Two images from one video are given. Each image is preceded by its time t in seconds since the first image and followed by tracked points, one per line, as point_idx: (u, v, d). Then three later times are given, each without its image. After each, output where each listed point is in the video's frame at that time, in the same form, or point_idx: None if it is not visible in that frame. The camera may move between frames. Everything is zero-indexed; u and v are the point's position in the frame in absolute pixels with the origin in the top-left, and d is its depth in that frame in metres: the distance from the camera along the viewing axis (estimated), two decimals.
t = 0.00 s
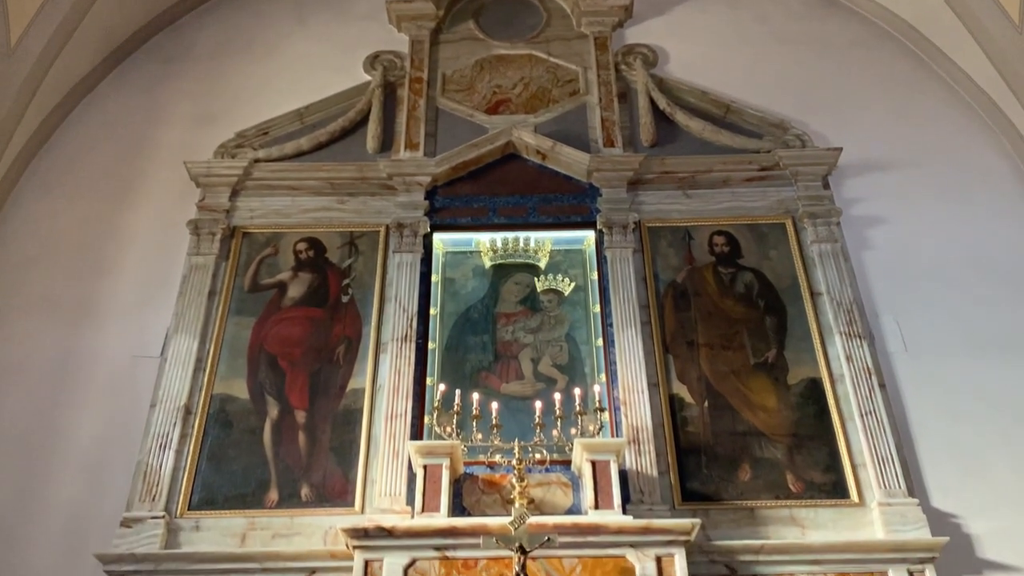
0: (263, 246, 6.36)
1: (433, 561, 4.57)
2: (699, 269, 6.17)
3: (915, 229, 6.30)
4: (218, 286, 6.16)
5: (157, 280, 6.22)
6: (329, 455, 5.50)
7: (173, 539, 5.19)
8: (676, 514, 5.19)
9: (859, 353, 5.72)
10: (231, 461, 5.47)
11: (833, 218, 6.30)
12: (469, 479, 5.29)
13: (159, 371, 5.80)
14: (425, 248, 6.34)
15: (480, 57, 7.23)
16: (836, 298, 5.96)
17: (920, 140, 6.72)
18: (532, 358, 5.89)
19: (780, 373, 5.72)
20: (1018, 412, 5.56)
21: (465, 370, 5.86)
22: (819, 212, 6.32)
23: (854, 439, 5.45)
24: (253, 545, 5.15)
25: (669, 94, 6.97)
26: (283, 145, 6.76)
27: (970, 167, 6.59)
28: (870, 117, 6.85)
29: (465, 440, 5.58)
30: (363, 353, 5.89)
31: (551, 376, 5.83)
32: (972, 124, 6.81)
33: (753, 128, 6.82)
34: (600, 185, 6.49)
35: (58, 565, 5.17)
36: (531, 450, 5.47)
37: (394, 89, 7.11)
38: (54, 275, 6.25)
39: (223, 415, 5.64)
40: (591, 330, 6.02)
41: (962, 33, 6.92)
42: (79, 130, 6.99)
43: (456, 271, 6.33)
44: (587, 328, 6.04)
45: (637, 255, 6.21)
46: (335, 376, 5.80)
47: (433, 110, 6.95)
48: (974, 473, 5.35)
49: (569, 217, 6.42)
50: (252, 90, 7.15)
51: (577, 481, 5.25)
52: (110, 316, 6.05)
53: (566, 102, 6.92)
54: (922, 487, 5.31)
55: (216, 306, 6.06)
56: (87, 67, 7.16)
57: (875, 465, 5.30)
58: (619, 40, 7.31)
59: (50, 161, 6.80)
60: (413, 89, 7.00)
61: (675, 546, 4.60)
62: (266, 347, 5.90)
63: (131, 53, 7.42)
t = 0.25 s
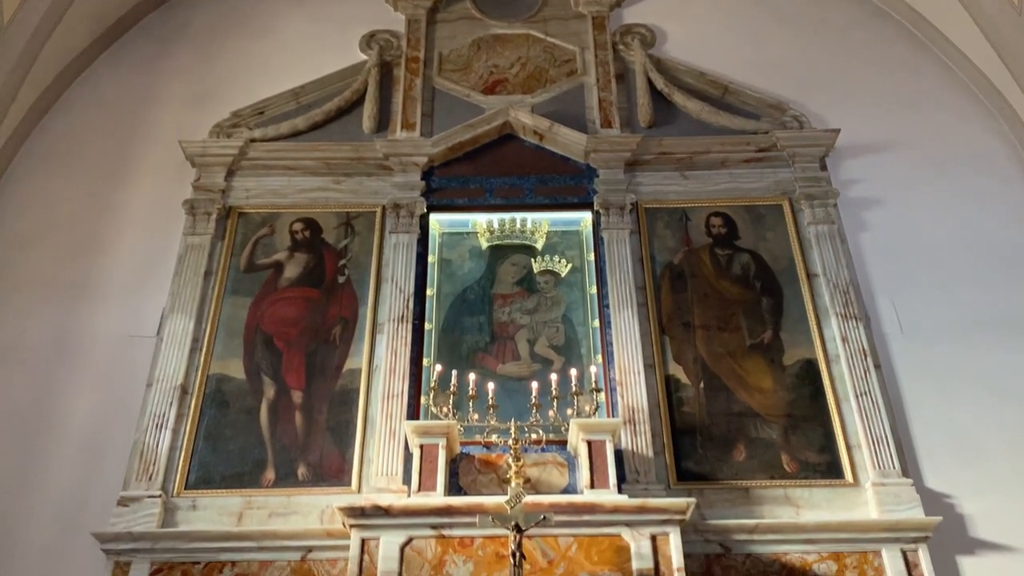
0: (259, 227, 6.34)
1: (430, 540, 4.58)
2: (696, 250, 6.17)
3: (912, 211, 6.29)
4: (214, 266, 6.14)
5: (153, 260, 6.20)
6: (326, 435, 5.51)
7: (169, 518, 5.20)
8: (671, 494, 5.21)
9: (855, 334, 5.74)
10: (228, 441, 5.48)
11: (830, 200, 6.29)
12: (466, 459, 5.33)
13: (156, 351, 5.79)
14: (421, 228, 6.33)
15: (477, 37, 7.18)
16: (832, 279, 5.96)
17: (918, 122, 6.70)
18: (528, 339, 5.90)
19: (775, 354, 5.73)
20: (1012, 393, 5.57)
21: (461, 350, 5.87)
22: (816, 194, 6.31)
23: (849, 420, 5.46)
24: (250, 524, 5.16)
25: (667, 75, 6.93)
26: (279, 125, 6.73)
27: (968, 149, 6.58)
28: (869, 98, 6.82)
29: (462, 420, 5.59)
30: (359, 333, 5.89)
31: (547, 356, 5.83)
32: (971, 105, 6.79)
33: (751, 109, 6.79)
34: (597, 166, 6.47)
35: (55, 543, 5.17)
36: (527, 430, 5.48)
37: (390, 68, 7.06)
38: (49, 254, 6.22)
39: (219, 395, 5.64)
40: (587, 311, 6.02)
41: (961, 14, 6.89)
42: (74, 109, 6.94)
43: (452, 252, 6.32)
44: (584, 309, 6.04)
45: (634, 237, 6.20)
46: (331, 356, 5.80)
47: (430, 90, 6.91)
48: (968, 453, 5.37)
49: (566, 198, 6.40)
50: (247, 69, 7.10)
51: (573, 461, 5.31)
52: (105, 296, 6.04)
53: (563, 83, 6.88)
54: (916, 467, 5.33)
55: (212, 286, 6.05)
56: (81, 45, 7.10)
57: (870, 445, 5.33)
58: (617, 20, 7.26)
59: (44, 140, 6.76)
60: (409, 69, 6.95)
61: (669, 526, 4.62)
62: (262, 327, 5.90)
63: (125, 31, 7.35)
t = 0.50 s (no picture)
0: (255, 208, 6.32)
1: (426, 521, 4.59)
2: (693, 233, 6.16)
3: (909, 194, 6.29)
4: (210, 248, 6.13)
5: (148, 241, 6.18)
6: (322, 417, 5.51)
7: (166, 499, 5.21)
8: (666, 476, 5.23)
9: (851, 317, 5.75)
10: (224, 422, 5.49)
11: (827, 183, 6.28)
12: (462, 440, 5.35)
13: (152, 333, 5.78)
14: (418, 211, 6.31)
15: (474, 18, 7.14)
16: (829, 263, 5.96)
17: (915, 105, 6.69)
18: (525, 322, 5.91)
19: (771, 337, 5.74)
20: (1006, 376, 5.59)
21: (458, 333, 5.87)
22: (814, 177, 6.31)
23: (844, 402, 5.49)
24: (247, 505, 5.18)
25: (665, 57, 6.90)
26: (275, 106, 6.69)
27: (965, 132, 6.57)
28: (867, 81, 6.81)
29: (458, 402, 5.60)
30: (355, 316, 5.89)
31: (544, 339, 5.84)
32: (969, 88, 6.78)
33: (749, 92, 6.77)
34: (595, 148, 6.45)
35: (51, 524, 5.18)
36: (523, 412, 5.50)
37: (386, 50, 7.03)
38: (44, 236, 6.20)
39: (216, 376, 5.64)
40: (584, 294, 6.02)
41: None
42: (68, 89, 6.89)
43: (449, 235, 6.31)
44: (580, 292, 6.04)
45: (630, 219, 6.20)
46: (327, 339, 5.80)
47: (426, 72, 6.88)
48: (962, 435, 5.39)
49: (563, 180, 6.39)
50: (243, 50, 7.06)
51: (569, 443, 5.32)
52: (101, 277, 6.03)
53: (561, 64, 6.85)
54: (911, 449, 5.35)
55: (208, 268, 6.04)
56: (76, 24, 7.03)
57: (864, 428, 5.35)
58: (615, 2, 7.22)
59: (38, 121, 6.72)
60: (406, 50, 6.91)
61: (665, 507, 4.63)
62: (258, 309, 5.89)
63: (120, 11, 7.29)
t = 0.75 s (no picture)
0: (250, 186, 6.30)
1: (422, 497, 4.62)
2: (689, 212, 6.16)
3: (904, 174, 6.30)
4: (205, 226, 6.11)
5: (143, 219, 6.17)
6: (318, 395, 5.52)
7: (163, 476, 5.23)
8: (661, 453, 5.26)
9: (846, 297, 5.76)
10: (220, 400, 5.49)
11: (824, 162, 6.28)
12: (458, 419, 5.33)
13: (147, 311, 5.78)
14: (414, 189, 6.30)
15: None
16: (824, 242, 5.96)
17: (912, 85, 6.69)
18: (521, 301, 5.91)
19: (767, 316, 5.75)
20: (1000, 355, 5.62)
21: (453, 312, 5.87)
22: (810, 156, 6.30)
23: (839, 381, 5.51)
24: (243, 482, 5.19)
25: (662, 35, 6.87)
26: (269, 83, 6.65)
27: (962, 111, 6.58)
28: (864, 60, 6.80)
29: (454, 380, 5.61)
30: (351, 294, 5.88)
31: (539, 318, 5.84)
32: (966, 68, 6.78)
33: (746, 71, 6.75)
34: (591, 126, 6.43)
35: (47, 501, 5.19)
36: (519, 391, 5.52)
37: (382, 27, 6.98)
38: (38, 214, 6.17)
39: (211, 354, 5.64)
40: (580, 273, 6.02)
41: None
42: (61, 66, 6.84)
43: (445, 214, 6.30)
44: (576, 271, 6.04)
45: (627, 198, 6.19)
46: (322, 317, 5.79)
47: (422, 49, 6.84)
48: (955, 414, 5.42)
49: (559, 159, 6.37)
50: (238, 27, 7.02)
51: (564, 421, 5.31)
52: (96, 255, 6.01)
53: (557, 42, 6.82)
54: (904, 427, 5.38)
55: (203, 246, 6.03)
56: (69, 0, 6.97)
57: (858, 406, 5.37)
58: None
59: (31, 98, 6.68)
60: (401, 27, 6.87)
61: (659, 484, 4.66)
62: (254, 287, 5.88)
63: None
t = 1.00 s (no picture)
0: (246, 166, 6.27)
1: (419, 477, 4.63)
2: (687, 193, 6.15)
3: (902, 156, 6.30)
4: (201, 206, 6.09)
5: (138, 199, 6.15)
6: (315, 375, 5.53)
7: (160, 456, 5.24)
8: (657, 434, 5.27)
9: (842, 278, 5.76)
10: (217, 380, 5.50)
11: (821, 143, 6.27)
12: (455, 399, 5.34)
13: (143, 291, 5.77)
14: (410, 169, 6.28)
15: None
16: (821, 223, 5.97)
17: (910, 67, 6.68)
18: (518, 283, 5.91)
19: (763, 298, 5.76)
20: (995, 337, 5.64)
21: (450, 293, 5.87)
22: (808, 137, 6.29)
23: (834, 362, 5.52)
24: (240, 462, 5.20)
25: (660, 14, 6.84)
26: (265, 62, 6.61)
27: (960, 93, 6.57)
28: (862, 42, 6.79)
29: (450, 361, 5.62)
30: (347, 275, 5.88)
31: (536, 299, 5.84)
32: (964, 51, 6.78)
33: (744, 51, 6.72)
34: (589, 107, 6.41)
35: (45, 481, 5.20)
36: (516, 371, 5.52)
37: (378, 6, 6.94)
38: (33, 193, 6.15)
39: (208, 334, 5.64)
40: (577, 254, 6.02)
41: None
42: (55, 45, 6.80)
43: (442, 194, 6.29)
44: (573, 252, 6.03)
45: (624, 179, 6.18)
46: (319, 298, 5.79)
47: (419, 29, 6.81)
48: (951, 395, 5.44)
49: (556, 140, 6.35)
50: (233, 6, 6.98)
51: (561, 402, 5.31)
52: (91, 235, 5.99)
53: (555, 22, 6.79)
54: (899, 408, 5.41)
55: (199, 226, 6.02)
56: None
57: (854, 387, 5.39)
58: None
59: (25, 76, 6.63)
60: (398, 6, 6.83)
61: (655, 464, 4.68)
62: (251, 268, 5.87)
63: None
